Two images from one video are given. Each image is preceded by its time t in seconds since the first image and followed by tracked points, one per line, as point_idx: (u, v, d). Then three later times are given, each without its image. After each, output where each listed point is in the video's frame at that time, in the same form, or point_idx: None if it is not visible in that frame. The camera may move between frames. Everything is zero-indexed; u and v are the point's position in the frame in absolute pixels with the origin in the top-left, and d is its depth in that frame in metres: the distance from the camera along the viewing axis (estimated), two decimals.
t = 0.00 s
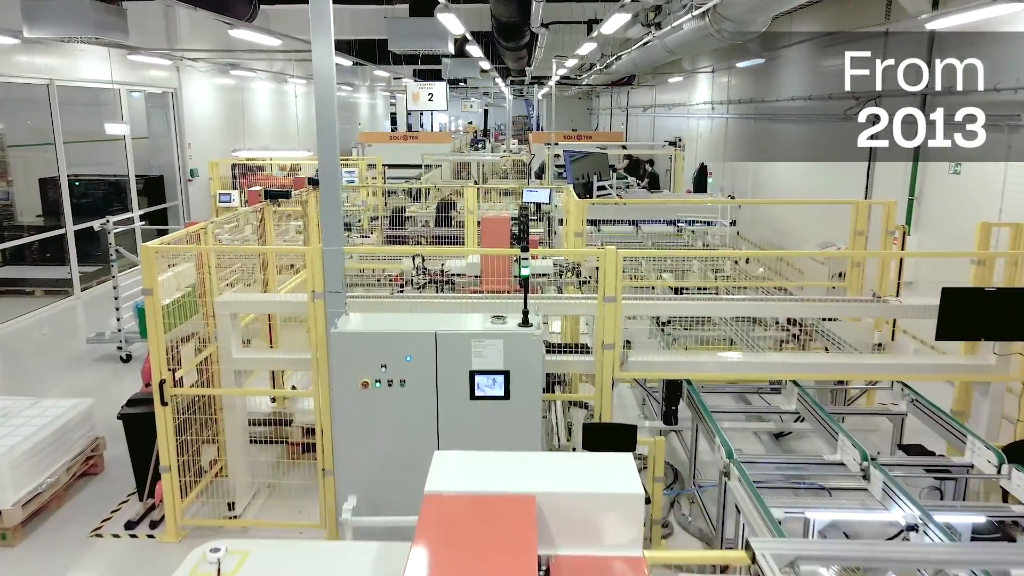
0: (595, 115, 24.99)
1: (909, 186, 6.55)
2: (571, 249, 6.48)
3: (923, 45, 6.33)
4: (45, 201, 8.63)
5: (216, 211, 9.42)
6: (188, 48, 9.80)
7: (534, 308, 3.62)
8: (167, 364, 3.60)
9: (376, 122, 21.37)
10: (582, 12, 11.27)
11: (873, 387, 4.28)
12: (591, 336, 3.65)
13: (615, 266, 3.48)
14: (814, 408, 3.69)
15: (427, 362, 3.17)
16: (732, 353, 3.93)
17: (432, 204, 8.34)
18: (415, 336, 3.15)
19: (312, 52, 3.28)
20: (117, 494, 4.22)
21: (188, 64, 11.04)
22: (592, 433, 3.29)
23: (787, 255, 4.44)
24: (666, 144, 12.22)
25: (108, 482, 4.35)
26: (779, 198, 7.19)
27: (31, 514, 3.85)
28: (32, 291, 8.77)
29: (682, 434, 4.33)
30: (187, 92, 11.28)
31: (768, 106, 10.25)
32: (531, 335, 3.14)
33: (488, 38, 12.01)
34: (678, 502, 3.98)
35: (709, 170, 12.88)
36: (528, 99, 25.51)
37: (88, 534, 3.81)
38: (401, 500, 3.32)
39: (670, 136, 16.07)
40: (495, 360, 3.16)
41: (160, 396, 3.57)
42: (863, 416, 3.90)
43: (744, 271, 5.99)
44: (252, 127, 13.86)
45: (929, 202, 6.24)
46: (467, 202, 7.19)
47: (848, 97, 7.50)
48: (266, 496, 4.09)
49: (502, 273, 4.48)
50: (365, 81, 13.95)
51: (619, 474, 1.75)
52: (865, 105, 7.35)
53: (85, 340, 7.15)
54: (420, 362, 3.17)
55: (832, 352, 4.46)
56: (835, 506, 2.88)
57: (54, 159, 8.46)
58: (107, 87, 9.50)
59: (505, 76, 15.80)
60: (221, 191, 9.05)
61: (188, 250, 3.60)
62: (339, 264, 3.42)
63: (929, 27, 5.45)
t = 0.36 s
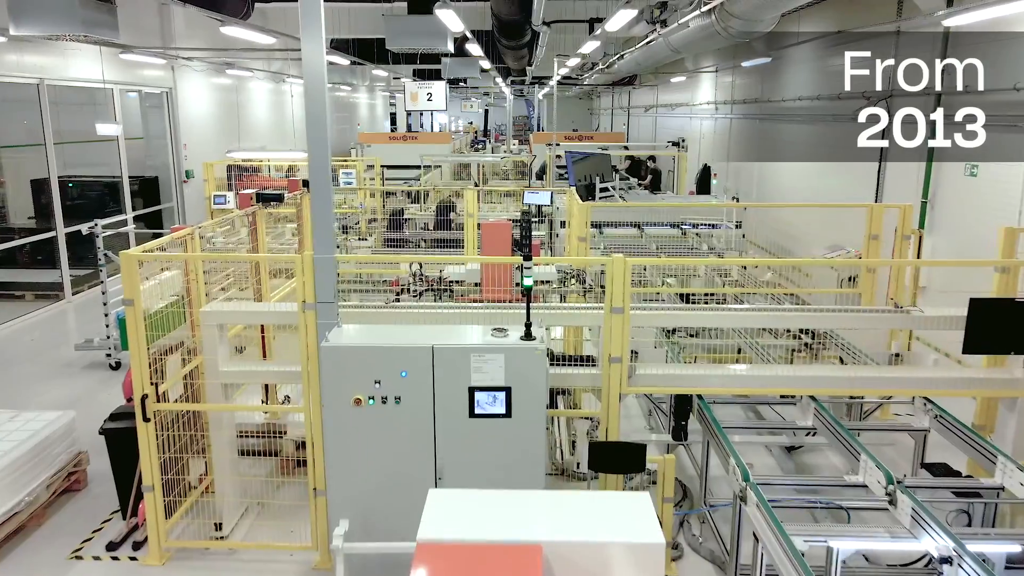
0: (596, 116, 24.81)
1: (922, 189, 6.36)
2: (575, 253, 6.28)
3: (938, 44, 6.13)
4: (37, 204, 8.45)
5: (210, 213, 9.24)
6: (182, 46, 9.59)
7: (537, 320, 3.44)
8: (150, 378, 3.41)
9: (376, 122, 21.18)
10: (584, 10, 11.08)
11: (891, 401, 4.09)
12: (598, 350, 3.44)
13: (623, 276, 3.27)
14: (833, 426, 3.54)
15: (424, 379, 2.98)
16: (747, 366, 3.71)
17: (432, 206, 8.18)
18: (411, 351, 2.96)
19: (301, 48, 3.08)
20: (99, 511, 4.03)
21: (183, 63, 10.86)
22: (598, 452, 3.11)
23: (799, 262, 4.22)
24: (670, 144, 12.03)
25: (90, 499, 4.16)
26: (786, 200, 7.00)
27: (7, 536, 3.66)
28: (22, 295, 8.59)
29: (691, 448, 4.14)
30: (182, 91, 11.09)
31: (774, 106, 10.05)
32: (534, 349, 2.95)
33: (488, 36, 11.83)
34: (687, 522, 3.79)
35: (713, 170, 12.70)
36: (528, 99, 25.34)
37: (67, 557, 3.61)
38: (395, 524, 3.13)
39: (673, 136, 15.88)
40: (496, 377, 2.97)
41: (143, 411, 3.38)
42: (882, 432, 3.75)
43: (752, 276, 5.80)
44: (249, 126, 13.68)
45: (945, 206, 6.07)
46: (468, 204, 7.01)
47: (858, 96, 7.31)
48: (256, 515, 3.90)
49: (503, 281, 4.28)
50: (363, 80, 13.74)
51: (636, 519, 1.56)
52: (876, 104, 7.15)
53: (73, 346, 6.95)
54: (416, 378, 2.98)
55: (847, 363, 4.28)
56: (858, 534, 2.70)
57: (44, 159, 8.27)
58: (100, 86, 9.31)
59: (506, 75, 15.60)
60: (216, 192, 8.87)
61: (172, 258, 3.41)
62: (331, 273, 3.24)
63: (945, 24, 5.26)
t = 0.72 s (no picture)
0: (597, 116, 24.68)
1: (935, 191, 6.18)
2: (578, 258, 6.12)
3: (952, 42, 5.95)
4: (28, 206, 8.28)
5: (205, 215, 9.08)
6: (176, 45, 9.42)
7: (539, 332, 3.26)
8: (131, 394, 3.23)
9: (374, 123, 20.99)
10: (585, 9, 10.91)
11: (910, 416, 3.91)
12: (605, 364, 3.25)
13: (631, 287, 3.08)
14: (852, 442, 3.40)
15: (419, 397, 2.80)
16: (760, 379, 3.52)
17: (431, 209, 8.04)
18: (406, 367, 2.78)
19: (289, 44, 2.90)
20: (79, 530, 3.85)
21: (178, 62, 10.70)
22: (603, 472, 2.93)
23: (812, 271, 4.04)
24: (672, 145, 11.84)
25: (71, 516, 3.98)
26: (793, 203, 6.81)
27: None
28: (11, 299, 8.41)
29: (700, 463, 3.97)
30: (177, 91, 10.93)
31: (779, 106, 9.87)
32: (536, 366, 2.77)
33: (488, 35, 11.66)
34: (696, 543, 3.61)
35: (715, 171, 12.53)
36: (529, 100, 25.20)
37: None
38: (389, 550, 2.95)
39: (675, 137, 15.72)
40: (497, 395, 2.79)
41: (122, 429, 3.19)
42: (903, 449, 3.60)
43: (760, 281, 5.63)
44: (247, 127, 13.53)
45: (959, 209, 5.89)
46: (468, 206, 6.87)
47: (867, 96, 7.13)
48: (244, 535, 3.72)
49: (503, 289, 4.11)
50: (362, 80, 13.59)
51: (651, 570, 1.38)
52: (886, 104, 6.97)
53: (61, 352, 6.77)
54: (412, 396, 2.80)
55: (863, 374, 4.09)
56: (883, 565, 2.52)
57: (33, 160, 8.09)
58: (92, 86, 9.13)
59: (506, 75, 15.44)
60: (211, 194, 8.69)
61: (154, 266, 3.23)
62: (322, 283, 3.06)
63: (962, 21, 5.05)
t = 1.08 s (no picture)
0: (598, 116, 24.53)
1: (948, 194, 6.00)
2: (580, 263, 5.95)
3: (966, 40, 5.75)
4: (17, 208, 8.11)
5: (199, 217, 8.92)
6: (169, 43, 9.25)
7: (541, 346, 3.07)
8: (107, 411, 3.04)
9: (373, 123, 20.80)
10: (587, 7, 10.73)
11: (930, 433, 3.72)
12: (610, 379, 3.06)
13: (639, 298, 2.89)
14: (872, 461, 3.22)
15: (412, 417, 2.62)
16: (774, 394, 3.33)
17: (429, 211, 7.88)
18: (398, 385, 2.59)
19: (273, 39, 2.71)
20: (58, 550, 3.67)
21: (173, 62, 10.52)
22: (610, 497, 2.75)
23: (825, 279, 3.84)
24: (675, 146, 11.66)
25: (50, 534, 3.80)
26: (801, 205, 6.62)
27: None
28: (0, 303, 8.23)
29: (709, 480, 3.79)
30: (172, 90, 10.76)
31: (784, 106, 9.68)
32: (538, 384, 2.59)
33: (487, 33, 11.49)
34: (706, 566, 3.43)
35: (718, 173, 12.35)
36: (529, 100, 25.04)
37: None
38: None
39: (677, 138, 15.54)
40: (496, 415, 2.61)
41: (98, 449, 3.00)
42: (925, 468, 3.42)
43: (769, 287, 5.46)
44: (244, 127, 13.38)
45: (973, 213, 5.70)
46: (468, 208, 6.72)
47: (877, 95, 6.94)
48: (230, 557, 3.53)
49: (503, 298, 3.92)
50: (361, 80, 13.43)
51: None
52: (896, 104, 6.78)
53: (48, 359, 6.59)
54: (404, 416, 2.62)
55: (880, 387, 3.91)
56: None
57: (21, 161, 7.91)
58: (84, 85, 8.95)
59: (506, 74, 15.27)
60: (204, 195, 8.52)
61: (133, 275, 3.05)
62: (310, 295, 2.88)
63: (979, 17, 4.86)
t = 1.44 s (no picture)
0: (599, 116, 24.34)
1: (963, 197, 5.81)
2: (584, 268, 5.76)
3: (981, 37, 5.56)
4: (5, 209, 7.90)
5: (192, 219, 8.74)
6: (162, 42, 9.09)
7: (543, 361, 2.88)
8: (80, 430, 2.86)
9: (372, 124, 20.61)
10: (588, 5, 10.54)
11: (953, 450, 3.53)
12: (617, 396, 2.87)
13: (648, 311, 2.70)
14: (897, 485, 3.02)
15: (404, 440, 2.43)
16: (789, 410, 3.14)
17: (426, 213, 7.70)
18: (389, 406, 2.41)
19: (255, 33, 2.53)
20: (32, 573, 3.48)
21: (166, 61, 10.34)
22: (617, 525, 2.56)
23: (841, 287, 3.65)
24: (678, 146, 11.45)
25: (23, 557, 3.60)
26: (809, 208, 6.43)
27: None
28: None
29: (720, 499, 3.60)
30: (166, 90, 10.58)
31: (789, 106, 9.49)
32: (540, 405, 2.40)
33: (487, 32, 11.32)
34: None
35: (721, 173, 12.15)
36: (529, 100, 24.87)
37: None
38: None
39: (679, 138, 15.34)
40: (495, 438, 2.42)
41: (70, 470, 2.82)
42: (950, 489, 3.23)
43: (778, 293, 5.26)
44: (240, 128, 13.20)
45: (989, 216, 5.52)
46: (467, 210, 6.55)
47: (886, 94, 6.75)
48: None
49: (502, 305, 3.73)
50: (359, 80, 13.27)
51: None
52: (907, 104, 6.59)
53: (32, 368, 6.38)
54: (396, 439, 2.43)
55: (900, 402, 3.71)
56: None
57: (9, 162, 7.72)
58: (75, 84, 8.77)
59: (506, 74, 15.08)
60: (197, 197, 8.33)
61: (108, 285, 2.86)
62: (296, 307, 2.69)
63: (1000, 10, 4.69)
